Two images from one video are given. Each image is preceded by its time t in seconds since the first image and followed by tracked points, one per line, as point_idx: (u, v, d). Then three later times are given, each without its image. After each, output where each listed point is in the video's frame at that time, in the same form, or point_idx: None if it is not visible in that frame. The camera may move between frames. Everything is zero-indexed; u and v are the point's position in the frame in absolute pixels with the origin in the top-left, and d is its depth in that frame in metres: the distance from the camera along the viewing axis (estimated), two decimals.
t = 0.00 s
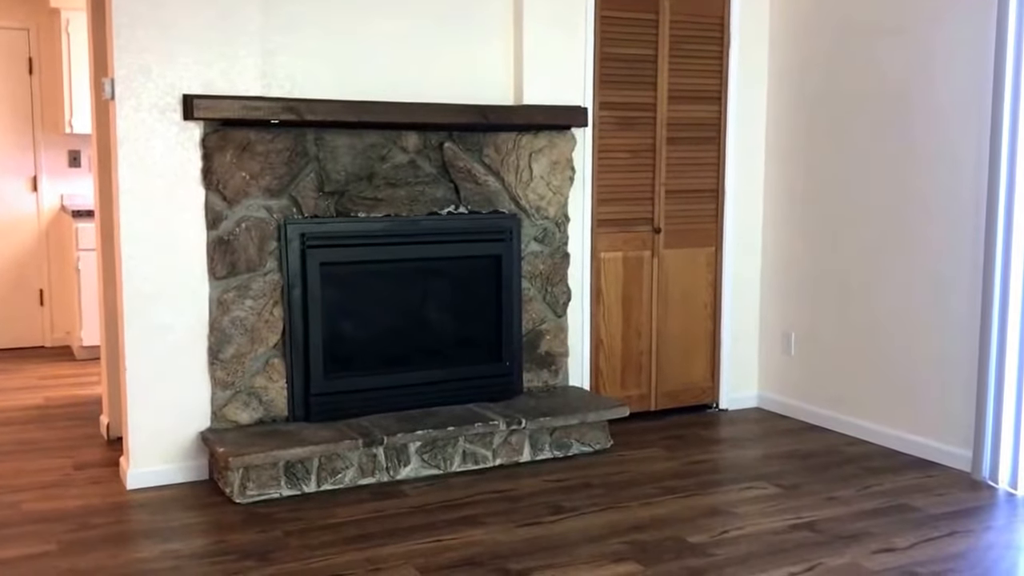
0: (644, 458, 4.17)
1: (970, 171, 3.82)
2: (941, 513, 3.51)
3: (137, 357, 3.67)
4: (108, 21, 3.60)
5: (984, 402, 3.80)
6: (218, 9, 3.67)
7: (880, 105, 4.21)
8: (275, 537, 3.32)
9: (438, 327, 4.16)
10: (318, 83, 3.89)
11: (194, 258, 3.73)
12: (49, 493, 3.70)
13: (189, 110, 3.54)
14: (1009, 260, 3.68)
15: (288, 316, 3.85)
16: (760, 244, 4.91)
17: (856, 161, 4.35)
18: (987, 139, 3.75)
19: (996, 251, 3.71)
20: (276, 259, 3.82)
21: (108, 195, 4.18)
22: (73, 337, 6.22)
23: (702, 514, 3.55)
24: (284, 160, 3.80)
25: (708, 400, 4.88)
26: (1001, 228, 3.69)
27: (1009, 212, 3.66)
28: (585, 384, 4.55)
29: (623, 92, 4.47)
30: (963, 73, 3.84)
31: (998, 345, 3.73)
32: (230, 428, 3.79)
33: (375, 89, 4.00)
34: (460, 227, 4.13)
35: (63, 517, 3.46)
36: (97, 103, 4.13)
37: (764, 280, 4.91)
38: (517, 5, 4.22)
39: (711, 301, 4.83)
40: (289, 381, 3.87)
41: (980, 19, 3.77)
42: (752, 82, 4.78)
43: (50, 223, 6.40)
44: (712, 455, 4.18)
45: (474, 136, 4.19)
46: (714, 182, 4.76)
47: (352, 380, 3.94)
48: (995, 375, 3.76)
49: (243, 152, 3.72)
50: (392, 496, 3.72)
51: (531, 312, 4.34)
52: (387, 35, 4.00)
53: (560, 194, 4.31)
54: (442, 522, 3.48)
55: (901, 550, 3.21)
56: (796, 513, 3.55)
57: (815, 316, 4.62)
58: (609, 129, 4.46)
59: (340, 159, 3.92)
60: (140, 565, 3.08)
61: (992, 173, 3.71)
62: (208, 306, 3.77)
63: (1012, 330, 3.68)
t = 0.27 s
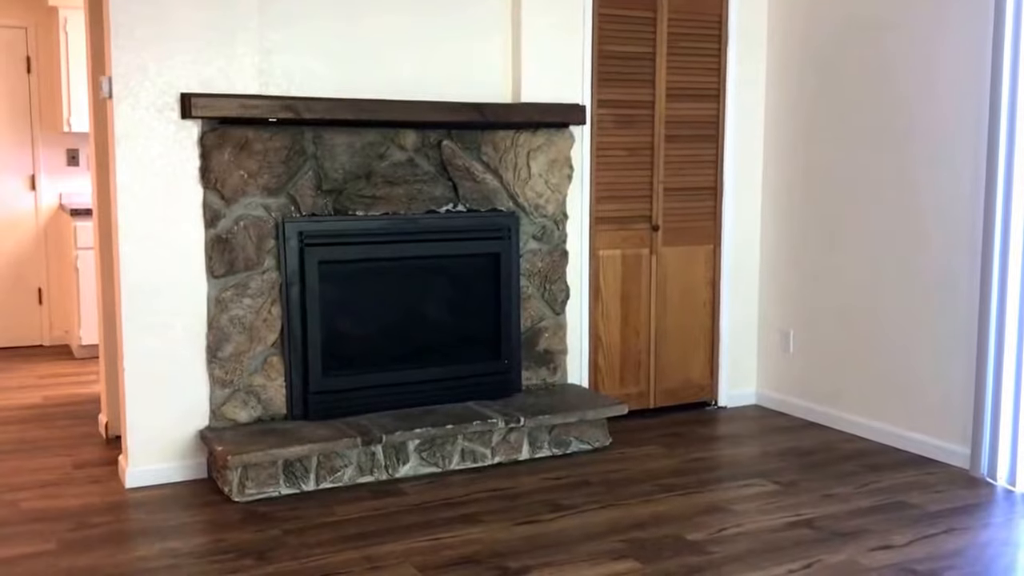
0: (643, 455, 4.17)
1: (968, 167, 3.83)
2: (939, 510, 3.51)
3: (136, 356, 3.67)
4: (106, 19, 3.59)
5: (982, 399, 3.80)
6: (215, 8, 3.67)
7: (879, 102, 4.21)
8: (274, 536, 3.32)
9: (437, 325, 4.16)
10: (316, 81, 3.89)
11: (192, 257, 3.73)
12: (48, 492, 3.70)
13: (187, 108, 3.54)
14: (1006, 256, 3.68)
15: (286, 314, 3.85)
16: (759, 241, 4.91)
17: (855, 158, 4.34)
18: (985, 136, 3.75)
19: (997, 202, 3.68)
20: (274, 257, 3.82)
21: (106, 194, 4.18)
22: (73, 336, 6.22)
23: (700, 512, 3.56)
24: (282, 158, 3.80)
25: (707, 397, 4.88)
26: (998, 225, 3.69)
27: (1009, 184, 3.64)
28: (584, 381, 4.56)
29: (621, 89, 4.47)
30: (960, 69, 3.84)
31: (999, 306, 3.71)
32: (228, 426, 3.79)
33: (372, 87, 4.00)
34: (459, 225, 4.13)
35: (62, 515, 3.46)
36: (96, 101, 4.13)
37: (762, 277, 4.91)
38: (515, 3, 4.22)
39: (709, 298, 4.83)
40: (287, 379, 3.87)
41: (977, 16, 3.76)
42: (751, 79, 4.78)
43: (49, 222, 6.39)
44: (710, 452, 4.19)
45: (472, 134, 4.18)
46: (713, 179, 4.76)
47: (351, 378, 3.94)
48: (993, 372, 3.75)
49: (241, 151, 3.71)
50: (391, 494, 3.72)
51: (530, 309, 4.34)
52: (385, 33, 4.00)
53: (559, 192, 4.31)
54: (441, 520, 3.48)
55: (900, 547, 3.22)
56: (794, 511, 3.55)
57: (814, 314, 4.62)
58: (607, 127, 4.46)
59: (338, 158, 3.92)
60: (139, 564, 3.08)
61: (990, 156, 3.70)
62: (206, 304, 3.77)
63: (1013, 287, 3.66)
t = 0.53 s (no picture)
0: (642, 453, 4.17)
1: (965, 163, 3.83)
2: (938, 507, 3.52)
3: (135, 354, 3.67)
4: (103, 18, 3.59)
5: (981, 396, 3.80)
6: (213, 6, 3.66)
7: (877, 99, 4.21)
8: (273, 534, 3.32)
9: (436, 323, 4.16)
10: (314, 79, 3.89)
11: (190, 255, 3.73)
12: (47, 491, 3.70)
13: (185, 106, 3.54)
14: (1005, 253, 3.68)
15: (285, 312, 3.85)
16: (757, 239, 4.90)
17: (853, 156, 4.34)
18: (983, 133, 3.75)
19: (996, 172, 3.67)
20: (273, 256, 3.82)
21: (104, 193, 4.18)
22: (72, 335, 6.22)
23: (699, 509, 3.56)
24: (280, 157, 3.79)
25: (706, 395, 4.88)
26: (997, 219, 3.69)
27: (1007, 169, 3.63)
28: (583, 379, 4.56)
29: (620, 87, 4.47)
30: (959, 64, 3.84)
31: (998, 286, 3.71)
32: (228, 425, 3.79)
33: (371, 85, 3.99)
34: (457, 223, 4.13)
35: (61, 514, 3.46)
36: (94, 100, 4.13)
37: (761, 274, 4.91)
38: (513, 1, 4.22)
39: (708, 296, 4.82)
40: (286, 378, 3.88)
41: (975, 12, 3.76)
42: (749, 77, 4.78)
43: (48, 220, 6.39)
44: (709, 450, 4.19)
45: (471, 132, 4.18)
46: (711, 177, 4.76)
47: (351, 376, 3.94)
48: (992, 369, 3.76)
49: (239, 149, 3.71)
50: (390, 492, 3.72)
51: (528, 307, 4.34)
52: (383, 32, 4.00)
53: (557, 189, 4.31)
54: (440, 518, 3.49)
55: (899, 544, 3.22)
56: (793, 508, 3.55)
57: (813, 310, 4.62)
58: (606, 124, 4.46)
59: (337, 156, 3.92)
60: (138, 563, 3.08)
61: (989, 147, 3.69)
62: (205, 303, 3.77)
63: (1013, 259, 3.65)
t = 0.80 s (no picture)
0: (641, 450, 4.17)
1: (964, 157, 3.83)
2: (938, 504, 3.52)
3: (134, 353, 3.67)
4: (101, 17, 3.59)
5: (980, 393, 3.80)
6: (211, 4, 3.66)
7: (876, 96, 4.20)
8: (273, 532, 3.32)
9: (435, 321, 4.16)
10: (313, 77, 3.89)
11: (189, 254, 3.72)
12: (47, 489, 3.70)
13: (184, 105, 3.54)
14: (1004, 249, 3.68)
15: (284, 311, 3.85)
16: (756, 236, 4.90)
17: (852, 152, 4.34)
18: (982, 129, 3.75)
19: (996, 145, 3.66)
20: (272, 254, 3.82)
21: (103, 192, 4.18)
22: (71, 334, 6.22)
23: (699, 507, 3.56)
24: (279, 155, 3.79)
25: (705, 392, 4.88)
26: (996, 213, 3.68)
27: (1006, 159, 3.63)
28: (582, 377, 4.56)
29: (618, 84, 4.46)
30: (958, 58, 3.83)
31: (998, 256, 3.70)
32: (227, 423, 3.79)
33: (369, 83, 3.99)
34: (456, 221, 4.12)
35: (60, 513, 3.46)
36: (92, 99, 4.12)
37: (761, 270, 4.91)
38: None
39: (707, 293, 4.82)
40: (285, 376, 3.88)
41: (974, 8, 3.76)
42: (747, 74, 4.78)
43: (46, 219, 6.39)
44: (709, 447, 4.19)
45: (470, 130, 4.18)
46: (710, 174, 4.75)
47: (350, 374, 3.94)
48: (991, 366, 3.76)
49: (238, 147, 3.70)
50: (389, 490, 3.72)
51: (527, 305, 4.34)
52: (382, 30, 3.99)
53: (556, 187, 4.30)
54: (439, 516, 3.49)
55: (898, 542, 3.22)
56: (793, 505, 3.55)
57: (812, 306, 4.62)
58: (604, 122, 4.46)
59: (335, 154, 3.92)
60: (137, 561, 3.08)
61: (988, 138, 3.69)
62: (204, 301, 3.77)
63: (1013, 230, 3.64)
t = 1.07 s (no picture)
0: (640, 448, 4.17)
1: (964, 152, 3.83)
2: (938, 501, 3.52)
3: (133, 351, 3.67)
4: (100, 16, 3.59)
5: (980, 390, 3.80)
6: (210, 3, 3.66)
7: (875, 92, 4.20)
8: (272, 531, 3.32)
9: (434, 319, 4.16)
10: (311, 76, 3.89)
11: (188, 253, 3.72)
12: (46, 488, 3.70)
13: (182, 103, 3.54)
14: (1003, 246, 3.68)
15: (282, 309, 3.85)
16: (755, 234, 4.90)
17: (852, 149, 4.34)
18: (982, 126, 3.75)
19: (996, 137, 3.66)
20: (271, 252, 3.82)
21: (102, 190, 4.18)
22: (69, 332, 6.22)
23: (698, 504, 3.56)
24: (277, 153, 3.79)
25: (704, 390, 4.88)
26: (996, 207, 3.68)
27: (1006, 152, 3.62)
28: (581, 375, 4.56)
29: (617, 82, 4.46)
30: (957, 53, 3.83)
31: (998, 245, 3.69)
32: (226, 422, 3.79)
33: (367, 81, 3.99)
34: (455, 219, 4.12)
35: (60, 511, 3.46)
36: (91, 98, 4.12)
37: (759, 268, 4.91)
38: None
39: (706, 291, 4.82)
40: (284, 374, 3.88)
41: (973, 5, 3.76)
42: (746, 73, 4.77)
43: (45, 218, 6.39)
44: (708, 445, 4.19)
45: (468, 128, 4.18)
46: (709, 171, 4.75)
47: (349, 373, 3.94)
48: (991, 362, 3.76)
49: (236, 146, 3.70)
50: (389, 488, 3.72)
51: (526, 303, 4.33)
52: (379, 28, 3.99)
53: (555, 185, 4.30)
54: (439, 514, 3.49)
55: (898, 539, 3.22)
56: (792, 502, 3.56)
57: (812, 303, 4.62)
58: (603, 120, 4.45)
59: (334, 153, 3.92)
60: (137, 559, 3.08)
61: (988, 133, 3.69)
62: (203, 300, 3.77)
63: (1013, 221, 3.63)
